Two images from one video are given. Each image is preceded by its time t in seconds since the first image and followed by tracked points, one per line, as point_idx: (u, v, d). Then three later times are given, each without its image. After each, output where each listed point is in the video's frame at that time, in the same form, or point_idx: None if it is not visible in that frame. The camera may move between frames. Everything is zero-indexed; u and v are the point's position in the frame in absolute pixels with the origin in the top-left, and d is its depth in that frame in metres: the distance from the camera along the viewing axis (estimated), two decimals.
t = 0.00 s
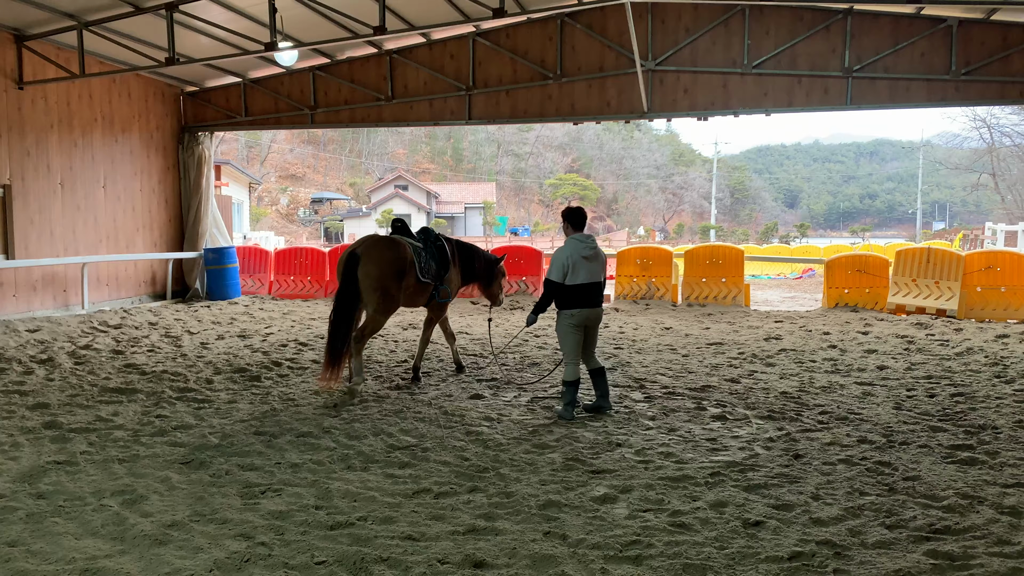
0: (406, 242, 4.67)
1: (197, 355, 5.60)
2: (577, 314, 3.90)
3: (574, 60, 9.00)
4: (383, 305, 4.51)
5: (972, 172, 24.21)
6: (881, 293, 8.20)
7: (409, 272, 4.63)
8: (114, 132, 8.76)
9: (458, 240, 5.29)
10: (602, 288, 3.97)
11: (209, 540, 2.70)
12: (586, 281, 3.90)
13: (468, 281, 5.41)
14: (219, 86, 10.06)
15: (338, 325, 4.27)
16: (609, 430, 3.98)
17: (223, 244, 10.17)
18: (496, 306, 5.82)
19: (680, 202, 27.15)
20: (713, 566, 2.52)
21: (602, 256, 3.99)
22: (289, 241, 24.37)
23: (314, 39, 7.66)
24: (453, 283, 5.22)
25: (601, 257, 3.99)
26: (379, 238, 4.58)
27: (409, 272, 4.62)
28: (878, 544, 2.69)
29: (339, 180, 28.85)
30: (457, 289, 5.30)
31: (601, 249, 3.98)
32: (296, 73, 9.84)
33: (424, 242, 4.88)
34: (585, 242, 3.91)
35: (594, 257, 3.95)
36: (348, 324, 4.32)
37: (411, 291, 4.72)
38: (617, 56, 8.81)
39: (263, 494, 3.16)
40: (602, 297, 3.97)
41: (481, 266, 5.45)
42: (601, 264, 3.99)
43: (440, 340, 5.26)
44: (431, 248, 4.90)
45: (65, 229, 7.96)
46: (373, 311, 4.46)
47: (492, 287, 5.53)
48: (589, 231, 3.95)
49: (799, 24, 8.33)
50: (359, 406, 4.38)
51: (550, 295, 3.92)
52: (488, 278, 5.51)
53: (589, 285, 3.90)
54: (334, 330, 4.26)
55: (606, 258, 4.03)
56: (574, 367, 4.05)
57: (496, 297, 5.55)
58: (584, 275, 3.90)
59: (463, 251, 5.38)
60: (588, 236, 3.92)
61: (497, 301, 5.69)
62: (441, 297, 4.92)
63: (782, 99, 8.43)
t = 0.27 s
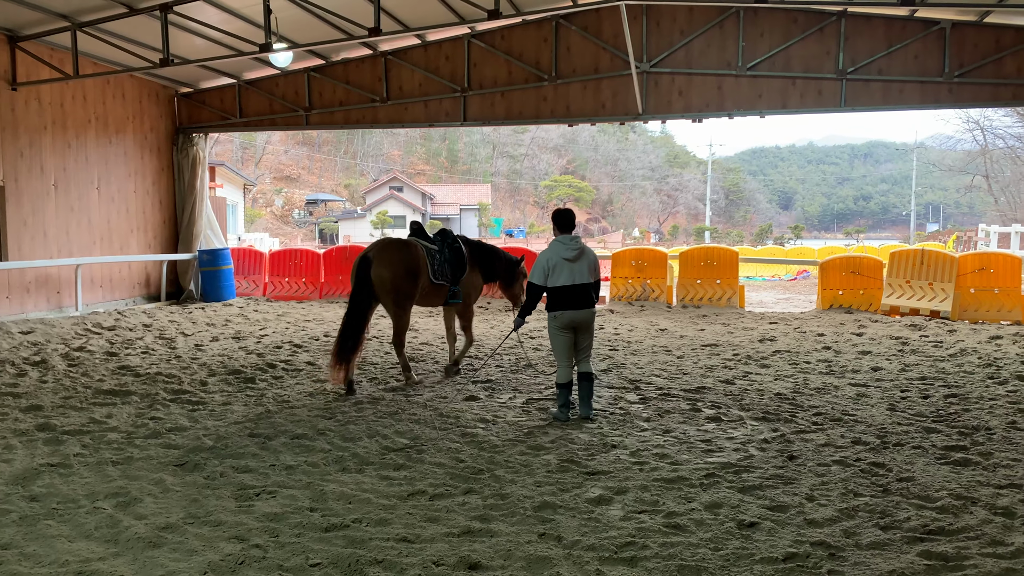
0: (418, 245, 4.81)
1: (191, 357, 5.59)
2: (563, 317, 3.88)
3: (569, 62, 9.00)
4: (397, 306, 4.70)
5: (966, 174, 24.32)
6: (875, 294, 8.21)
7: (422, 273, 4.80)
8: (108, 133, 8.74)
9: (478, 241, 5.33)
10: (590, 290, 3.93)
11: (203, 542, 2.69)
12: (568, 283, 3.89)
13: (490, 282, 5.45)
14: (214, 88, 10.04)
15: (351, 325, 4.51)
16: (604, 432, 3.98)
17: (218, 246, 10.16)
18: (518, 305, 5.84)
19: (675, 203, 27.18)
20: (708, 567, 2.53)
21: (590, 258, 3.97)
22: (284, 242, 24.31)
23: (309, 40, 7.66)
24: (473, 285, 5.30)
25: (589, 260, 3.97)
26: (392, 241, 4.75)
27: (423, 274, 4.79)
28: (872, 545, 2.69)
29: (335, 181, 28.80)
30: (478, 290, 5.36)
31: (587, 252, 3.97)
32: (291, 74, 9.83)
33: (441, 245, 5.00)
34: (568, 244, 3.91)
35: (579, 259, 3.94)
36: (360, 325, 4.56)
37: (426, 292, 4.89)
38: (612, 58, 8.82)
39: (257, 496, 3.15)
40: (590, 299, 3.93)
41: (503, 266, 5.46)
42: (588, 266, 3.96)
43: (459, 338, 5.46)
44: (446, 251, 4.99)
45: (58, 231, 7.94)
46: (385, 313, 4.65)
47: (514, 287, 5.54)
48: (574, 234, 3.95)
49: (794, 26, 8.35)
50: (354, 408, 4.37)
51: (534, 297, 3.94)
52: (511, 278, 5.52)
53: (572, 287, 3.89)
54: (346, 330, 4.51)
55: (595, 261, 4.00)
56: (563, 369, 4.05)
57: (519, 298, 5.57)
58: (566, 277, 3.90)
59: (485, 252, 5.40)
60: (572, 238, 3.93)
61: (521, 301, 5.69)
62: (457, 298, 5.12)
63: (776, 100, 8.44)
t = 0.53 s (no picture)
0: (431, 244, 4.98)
1: (183, 359, 5.56)
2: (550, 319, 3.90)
3: (562, 63, 9.01)
4: (405, 303, 4.90)
5: (957, 176, 24.47)
6: (867, 295, 8.24)
7: (433, 272, 4.96)
8: (100, 134, 8.71)
9: (498, 242, 5.35)
10: (578, 293, 3.90)
11: (196, 545, 2.68)
12: (554, 286, 3.91)
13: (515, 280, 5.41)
14: (206, 89, 10.02)
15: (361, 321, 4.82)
16: (598, 433, 3.98)
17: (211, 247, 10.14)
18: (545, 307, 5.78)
19: (668, 205, 27.22)
20: (701, 568, 2.53)
21: (580, 261, 3.93)
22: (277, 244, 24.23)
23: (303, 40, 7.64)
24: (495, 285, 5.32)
25: (579, 262, 3.93)
26: (405, 240, 4.96)
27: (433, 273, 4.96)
28: (865, 545, 2.70)
29: (328, 182, 28.73)
30: (501, 290, 5.37)
31: (578, 255, 3.93)
32: (283, 75, 9.81)
33: (460, 246, 5.10)
34: (557, 247, 3.93)
35: (568, 261, 3.92)
36: (369, 319, 4.86)
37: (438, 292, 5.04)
38: (605, 59, 8.84)
39: (250, 498, 3.14)
40: (579, 302, 3.90)
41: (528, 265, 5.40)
42: (577, 269, 3.93)
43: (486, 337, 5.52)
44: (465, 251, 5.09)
45: (50, 233, 7.90)
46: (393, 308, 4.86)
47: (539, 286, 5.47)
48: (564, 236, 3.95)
49: (786, 28, 8.38)
50: (347, 410, 4.36)
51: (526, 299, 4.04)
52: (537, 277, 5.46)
53: (557, 289, 3.90)
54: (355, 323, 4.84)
55: (586, 263, 3.94)
56: (553, 369, 4.07)
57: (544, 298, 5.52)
58: (552, 279, 3.92)
59: (508, 253, 5.41)
60: (562, 241, 3.93)
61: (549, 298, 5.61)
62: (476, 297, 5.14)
63: (768, 102, 8.46)
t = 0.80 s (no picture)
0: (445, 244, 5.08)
1: (173, 360, 5.54)
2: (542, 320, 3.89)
3: (553, 64, 9.02)
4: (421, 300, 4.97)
5: (946, 176, 24.64)
6: (857, 295, 8.29)
7: (449, 271, 5.04)
8: (89, 134, 8.67)
9: (517, 243, 5.34)
10: (570, 295, 3.88)
11: (185, 547, 2.67)
12: (547, 286, 3.90)
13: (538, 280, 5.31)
14: (196, 89, 9.98)
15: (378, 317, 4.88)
16: (588, 433, 3.99)
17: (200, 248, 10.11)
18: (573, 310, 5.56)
19: (659, 205, 27.26)
20: (691, 568, 2.54)
21: (574, 262, 3.91)
22: (267, 244, 24.13)
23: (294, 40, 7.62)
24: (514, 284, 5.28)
25: (573, 263, 3.91)
26: (420, 240, 5.09)
27: (447, 271, 5.04)
28: (853, 545, 2.71)
29: (318, 182, 28.67)
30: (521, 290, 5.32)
31: (572, 256, 3.92)
32: (273, 75, 9.79)
33: (478, 245, 5.14)
34: (551, 247, 3.93)
35: (561, 262, 3.92)
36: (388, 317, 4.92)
37: (454, 292, 5.06)
38: (595, 60, 8.86)
39: (240, 500, 3.13)
40: (572, 304, 3.88)
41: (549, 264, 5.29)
42: (572, 270, 3.91)
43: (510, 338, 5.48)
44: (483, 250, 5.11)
45: (38, 233, 7.86)
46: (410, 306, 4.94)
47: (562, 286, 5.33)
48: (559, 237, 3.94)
49: (776, 29, 8.40)
50: (338, 411, 4.35)
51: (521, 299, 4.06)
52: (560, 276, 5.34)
53: (549, 290, 3.88)
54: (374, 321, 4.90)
55: (580, 265, 3.92)
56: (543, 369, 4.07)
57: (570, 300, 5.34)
58: (545, 280, 3.91)
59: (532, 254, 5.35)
60: (556, 242, 3.93)
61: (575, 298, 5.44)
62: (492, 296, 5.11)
63: (758, 103, 8.50)
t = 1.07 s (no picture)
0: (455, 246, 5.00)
1: (158, 359, 5.51)
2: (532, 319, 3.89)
3: (540, 63, 9.03)
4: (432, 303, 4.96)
5: (931, 176, 24.88)
6: (843, 295, 8.33)
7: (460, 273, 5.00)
8: (73, 131, 8.60)
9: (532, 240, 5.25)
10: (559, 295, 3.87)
11: (170, 547, 2.65)
12: (536, 286, 3.89)
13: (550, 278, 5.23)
14: (182, 86, 9.91)
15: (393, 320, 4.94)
16: (576, 432, 3.99)
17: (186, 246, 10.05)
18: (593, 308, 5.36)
19: (648, 204, 27.34)
20: (677, 566, 2.54)
21: (564, 263, 3.89)
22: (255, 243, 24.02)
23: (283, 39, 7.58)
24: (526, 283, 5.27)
25: (563, 264, 3.88)
26: (432, 241, 5.01)
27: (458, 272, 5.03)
28: (838, 542, 2.73)
29: (305, 181, 28.46)
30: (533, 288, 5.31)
31: (563, 256, 3.90)
32: (260, 73, 9.74)
33: (490, 243, 5.11)
34: (542, 248, 3.92)
35: (552, 262, 3.90)
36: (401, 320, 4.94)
37: (465, 291, 5.12)
38: (583, 60, 8.87)
39: (225, 499, 3.11)
40: (560, 304, 3.87)
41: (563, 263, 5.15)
42: (562, 270, 3.88)
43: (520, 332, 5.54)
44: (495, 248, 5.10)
45: (21, 231, 7.79)
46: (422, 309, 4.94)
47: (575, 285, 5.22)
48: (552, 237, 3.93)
49: (763, 30, 8.45)
50: (324, 410, 4.33)
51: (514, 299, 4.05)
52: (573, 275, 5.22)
53: (539, 290, 3.88)
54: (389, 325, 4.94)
55: (570, 266, 3.89)
56: (533, 367, 4.05)
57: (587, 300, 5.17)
58: (535, 280, 3.91)
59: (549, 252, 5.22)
60: (548, 242, 3.92)
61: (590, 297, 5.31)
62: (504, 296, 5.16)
63: (745, 102, 8.53)
